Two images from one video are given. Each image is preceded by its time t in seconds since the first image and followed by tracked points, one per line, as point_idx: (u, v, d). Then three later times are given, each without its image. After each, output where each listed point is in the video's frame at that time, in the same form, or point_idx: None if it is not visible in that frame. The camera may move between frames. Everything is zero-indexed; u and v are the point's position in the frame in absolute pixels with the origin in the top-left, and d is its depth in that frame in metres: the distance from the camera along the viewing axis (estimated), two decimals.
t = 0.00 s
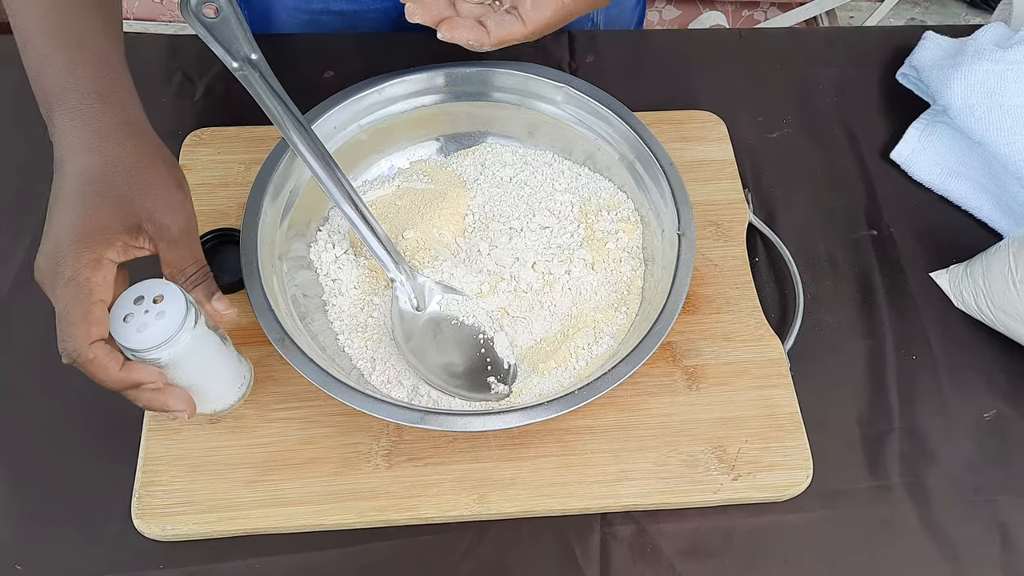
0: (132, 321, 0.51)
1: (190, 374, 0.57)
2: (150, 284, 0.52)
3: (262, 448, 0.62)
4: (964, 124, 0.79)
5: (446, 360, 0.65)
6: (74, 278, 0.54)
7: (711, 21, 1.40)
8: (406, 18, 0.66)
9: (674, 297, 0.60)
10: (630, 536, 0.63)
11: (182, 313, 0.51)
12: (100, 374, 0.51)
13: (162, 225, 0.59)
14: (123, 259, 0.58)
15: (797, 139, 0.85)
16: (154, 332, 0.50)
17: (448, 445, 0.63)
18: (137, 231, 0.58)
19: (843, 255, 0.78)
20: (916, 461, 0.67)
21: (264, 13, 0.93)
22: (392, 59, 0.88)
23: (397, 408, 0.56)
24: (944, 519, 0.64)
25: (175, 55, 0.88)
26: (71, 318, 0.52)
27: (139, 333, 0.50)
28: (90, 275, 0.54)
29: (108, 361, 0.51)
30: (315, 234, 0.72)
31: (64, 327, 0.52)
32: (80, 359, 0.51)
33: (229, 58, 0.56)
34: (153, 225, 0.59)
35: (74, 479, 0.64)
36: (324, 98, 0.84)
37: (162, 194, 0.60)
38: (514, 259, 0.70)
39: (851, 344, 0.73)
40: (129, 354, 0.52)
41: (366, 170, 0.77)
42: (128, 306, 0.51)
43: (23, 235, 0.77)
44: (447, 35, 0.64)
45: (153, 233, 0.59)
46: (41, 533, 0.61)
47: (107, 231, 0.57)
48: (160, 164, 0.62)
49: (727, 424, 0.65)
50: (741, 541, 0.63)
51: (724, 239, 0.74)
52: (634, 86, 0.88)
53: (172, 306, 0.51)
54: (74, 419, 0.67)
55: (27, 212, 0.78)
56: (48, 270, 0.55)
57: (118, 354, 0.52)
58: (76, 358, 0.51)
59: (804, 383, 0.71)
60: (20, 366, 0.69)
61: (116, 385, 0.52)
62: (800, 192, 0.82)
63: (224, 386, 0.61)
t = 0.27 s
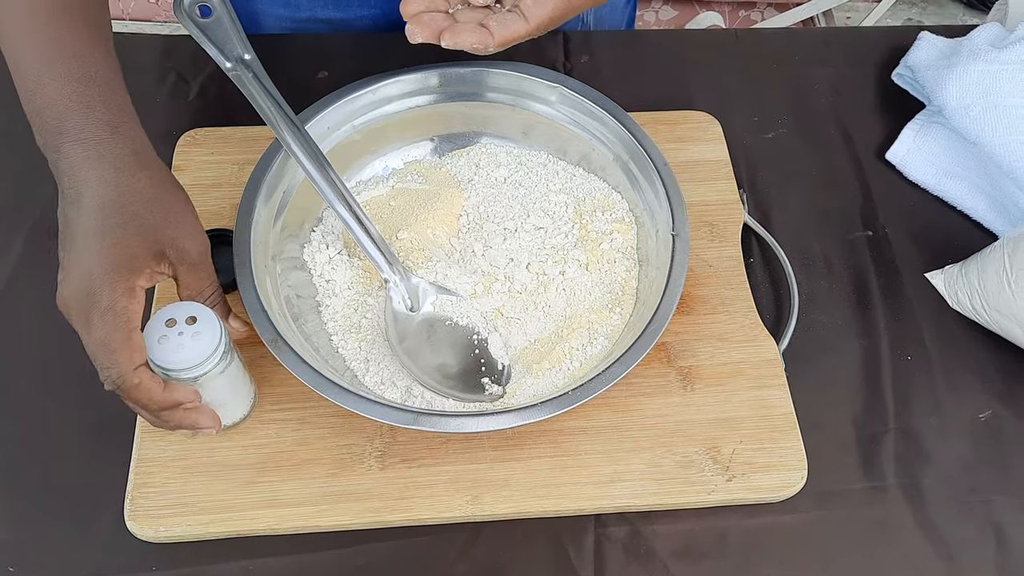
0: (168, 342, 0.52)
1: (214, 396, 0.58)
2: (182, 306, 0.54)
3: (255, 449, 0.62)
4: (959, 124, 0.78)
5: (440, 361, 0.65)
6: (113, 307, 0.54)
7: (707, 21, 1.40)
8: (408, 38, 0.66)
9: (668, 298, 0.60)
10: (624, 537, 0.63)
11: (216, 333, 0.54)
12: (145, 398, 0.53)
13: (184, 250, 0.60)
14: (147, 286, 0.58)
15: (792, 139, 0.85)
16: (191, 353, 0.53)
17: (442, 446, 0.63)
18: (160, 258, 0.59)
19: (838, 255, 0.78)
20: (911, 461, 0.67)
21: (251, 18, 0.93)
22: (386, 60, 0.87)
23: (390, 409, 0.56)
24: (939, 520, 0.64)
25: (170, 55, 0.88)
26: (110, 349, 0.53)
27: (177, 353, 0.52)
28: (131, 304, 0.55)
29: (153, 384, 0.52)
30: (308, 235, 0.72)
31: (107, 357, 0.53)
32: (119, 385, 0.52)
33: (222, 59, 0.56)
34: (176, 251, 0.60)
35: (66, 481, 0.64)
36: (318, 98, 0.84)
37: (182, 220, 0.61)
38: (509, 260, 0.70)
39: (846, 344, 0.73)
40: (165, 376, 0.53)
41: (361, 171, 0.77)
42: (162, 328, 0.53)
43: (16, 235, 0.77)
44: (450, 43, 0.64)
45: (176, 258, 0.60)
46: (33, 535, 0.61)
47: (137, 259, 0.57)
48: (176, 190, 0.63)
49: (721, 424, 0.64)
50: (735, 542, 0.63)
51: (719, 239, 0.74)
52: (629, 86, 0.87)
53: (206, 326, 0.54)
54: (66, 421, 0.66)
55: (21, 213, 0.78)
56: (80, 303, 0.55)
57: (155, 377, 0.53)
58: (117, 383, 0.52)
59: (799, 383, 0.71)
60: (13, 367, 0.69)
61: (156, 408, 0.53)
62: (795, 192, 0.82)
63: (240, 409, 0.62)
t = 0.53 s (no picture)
0: (171, 335, 0.53)
1: (216, 391, 0.58)
2: (188, 301, 0.55)
3: (256, 446, 0.62)
4: (957, 123, 0.79)
5: (441, 359, 0.65)
6: (63, 249, 0.48)
7: (706, 21, 1.41)
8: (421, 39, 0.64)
9: (668, 296, 0.60)
10: (624, 534, 0.63)
11: (220, 327, 0.54)
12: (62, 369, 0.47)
13: (149, 192, 0.54)
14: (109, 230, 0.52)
15: (791, 138, 0.86)
16: (195, 347, 0.53)
17: (442, 444, 0.63)
18: (122, 200, 0.53)
19: (837, 254, 0.78)
20: (909, 459, 0.67)
21: (248, 17, 0.93)
22: (386, 59, 0.88)
23: (392, 406, 0.56)
24: (937, 517, 0.65)
25: (170, 55, 0.88)
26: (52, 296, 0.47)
27: (180, 347, 0.53)
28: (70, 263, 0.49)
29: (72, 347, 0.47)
30: (309, 234, 0.72)
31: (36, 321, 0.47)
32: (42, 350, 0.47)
33: (224, 58, 0.56)
34: (141, 192, 0.53)
35: (68, 479, 0.64)
36: (318, 97, 0.84)
37: (143, 160, 0.54)
38: (509, 258, 0.70)
39: (845, 342, 0.73)
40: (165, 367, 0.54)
41: (361, 170, 0.77)
42: (167, 322, 0.53)
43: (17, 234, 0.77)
44: (465, 36, 0.62)
45: (142, 200, 0.53)
46: (35, 533, 0.61)
47: (97, 202, 0.51)
48: (141, 129, 0.55)
49: (720, 422, 0.65)
50: (735, 539, 0.63)
51: (718, 238, 0.75)
52: (628, 85, 0.88)
53: (211, 321, 0.54)
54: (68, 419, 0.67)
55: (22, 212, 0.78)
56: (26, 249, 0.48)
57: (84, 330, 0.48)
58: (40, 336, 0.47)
59: (798, 381, 0.71)
60: (14, 366, 0.69)
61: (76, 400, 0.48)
62: (794, 191, 0.82)
63: (242, 405, 0.62)
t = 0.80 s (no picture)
0: (173, 333, 0.53)
1: (216, 388, 0.59)
2: (188, 298, 0.55)
3: (258, 443, 0.63)
4: (954, 121, 0.79)
5: (441, 356, 0.66)
6: None
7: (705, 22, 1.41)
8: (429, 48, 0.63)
9: (666, 292, 0.61)
10: (624, 530, 0.64)
11: (222, 325, 0.55)
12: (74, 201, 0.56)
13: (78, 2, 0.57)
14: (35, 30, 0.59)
15: (789, 136, 0.86)
16: (197, 344, 0.53)
17: (442, 440, 0.63)
18: (54, 14, 0.58)
19: (836, 251, 0.78)
20: (908, 455, 0.68)
21: (248, 16, 0.94)
22: (386, 59, 0.88)
23: (392, 402, 0.57)
24: (936, 513, 0.65)
25: (171, 55, 0.89)
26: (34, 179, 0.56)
27: (183, 345, 0.53)
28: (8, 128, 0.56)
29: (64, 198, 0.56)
30: (310, 232, 0.73)
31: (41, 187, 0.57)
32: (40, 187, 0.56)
33: (225, 57, 0.56)
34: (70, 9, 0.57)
35: (70, 476, 0.64)
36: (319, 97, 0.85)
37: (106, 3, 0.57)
38: (508, 256, 0.71)
39: (844, 339, 0.73)
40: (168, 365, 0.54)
41: (361, 168, 0.77)
42: (168, 320, 0.54)
43: (18, 233, 0.77)
44: (471, 49, 0.63)
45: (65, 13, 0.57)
46: (37, 529, 0.62)
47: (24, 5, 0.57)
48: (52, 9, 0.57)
49: (719, 418, 0.65)
50: (734, 534, 0.64)
51: (717, 235, 0.75)
52: (627, 84, 0.88)
53: (213, 319, 0.54)
54: (69, 416, 0.67)
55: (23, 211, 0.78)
56: None
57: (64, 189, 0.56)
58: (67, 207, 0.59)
59: (797, 378, 0.71)
60: (16, 364, 0.70)
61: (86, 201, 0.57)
62: (792, 189, 0.82)
63: (242, 404, 0.63)
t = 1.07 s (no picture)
0: (168, 332, 0.53)
1: (211, 387, 0.59)
2: (182, 297, 0.55)
3: (253, 442, 0.63)
4: (949, 119, 0.79)
5: (436, 355, 0.66)
6: None
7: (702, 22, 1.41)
8: (456, 42, 0.63)
9: (662, 290, 0.61)
10: (620, 529, 0.64)
11: (216, 324, 0.55)
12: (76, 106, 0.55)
13: None
14: None
15: (784, 135, 0.86)
16: (192, 343, 0.53)
17: (438, 439, 0.63)
18: None
19: (831, 250, 0.79)
20: (903, 453, 0.68)
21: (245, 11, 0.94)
22: (382, 58, 0.88)
23: (387, 401, 0.57)
24: (931, 512, 0.65)
25: (166, 55, 0.89)
26: (47, 90, 0.55)
27: (178, 344, 0.53)
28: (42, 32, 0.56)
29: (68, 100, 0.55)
30: (305, 231, 0.73)
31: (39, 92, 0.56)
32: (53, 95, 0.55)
33: (220, 56, 0.56)
34: None
35: (65, 475, 0.64)
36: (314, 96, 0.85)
37: None
38: (504, 255, 0.71)
39: (839, 337, 0.74)
40: (163, 364, 0.54)
41: (357, 167, 0.77)
42: (163, 319, 0.53)
43: (14, 233, 0.77)
44: (500, 43, 0.63)
45: None
46: (31, 529, 0.61)
47: None
48: None
49: (715, 416, 0.65)
50: (730, 533, 0.64)
51: (712, 234, 0.75)
52: (623, 83, 0.88)
53: (208, 317, 0.54)
54: (64, 416, 0.67)
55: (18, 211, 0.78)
56: None
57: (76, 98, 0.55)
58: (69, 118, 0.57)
59: (792, 376, 0.71)
60: (11, 364, 0.70)
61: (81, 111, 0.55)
62: (787, 187, 0.83)
63: (237, 403, 0.63)
